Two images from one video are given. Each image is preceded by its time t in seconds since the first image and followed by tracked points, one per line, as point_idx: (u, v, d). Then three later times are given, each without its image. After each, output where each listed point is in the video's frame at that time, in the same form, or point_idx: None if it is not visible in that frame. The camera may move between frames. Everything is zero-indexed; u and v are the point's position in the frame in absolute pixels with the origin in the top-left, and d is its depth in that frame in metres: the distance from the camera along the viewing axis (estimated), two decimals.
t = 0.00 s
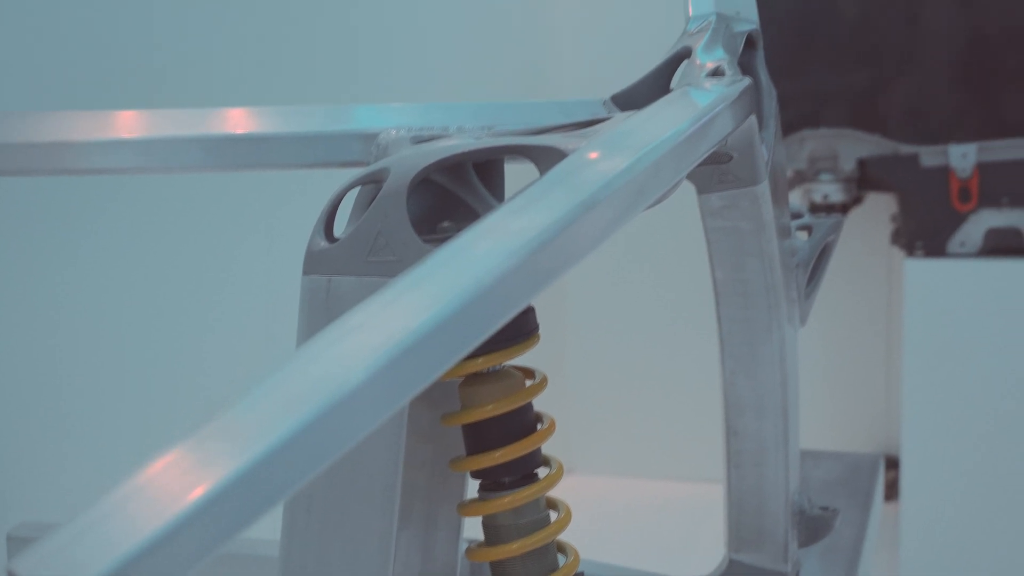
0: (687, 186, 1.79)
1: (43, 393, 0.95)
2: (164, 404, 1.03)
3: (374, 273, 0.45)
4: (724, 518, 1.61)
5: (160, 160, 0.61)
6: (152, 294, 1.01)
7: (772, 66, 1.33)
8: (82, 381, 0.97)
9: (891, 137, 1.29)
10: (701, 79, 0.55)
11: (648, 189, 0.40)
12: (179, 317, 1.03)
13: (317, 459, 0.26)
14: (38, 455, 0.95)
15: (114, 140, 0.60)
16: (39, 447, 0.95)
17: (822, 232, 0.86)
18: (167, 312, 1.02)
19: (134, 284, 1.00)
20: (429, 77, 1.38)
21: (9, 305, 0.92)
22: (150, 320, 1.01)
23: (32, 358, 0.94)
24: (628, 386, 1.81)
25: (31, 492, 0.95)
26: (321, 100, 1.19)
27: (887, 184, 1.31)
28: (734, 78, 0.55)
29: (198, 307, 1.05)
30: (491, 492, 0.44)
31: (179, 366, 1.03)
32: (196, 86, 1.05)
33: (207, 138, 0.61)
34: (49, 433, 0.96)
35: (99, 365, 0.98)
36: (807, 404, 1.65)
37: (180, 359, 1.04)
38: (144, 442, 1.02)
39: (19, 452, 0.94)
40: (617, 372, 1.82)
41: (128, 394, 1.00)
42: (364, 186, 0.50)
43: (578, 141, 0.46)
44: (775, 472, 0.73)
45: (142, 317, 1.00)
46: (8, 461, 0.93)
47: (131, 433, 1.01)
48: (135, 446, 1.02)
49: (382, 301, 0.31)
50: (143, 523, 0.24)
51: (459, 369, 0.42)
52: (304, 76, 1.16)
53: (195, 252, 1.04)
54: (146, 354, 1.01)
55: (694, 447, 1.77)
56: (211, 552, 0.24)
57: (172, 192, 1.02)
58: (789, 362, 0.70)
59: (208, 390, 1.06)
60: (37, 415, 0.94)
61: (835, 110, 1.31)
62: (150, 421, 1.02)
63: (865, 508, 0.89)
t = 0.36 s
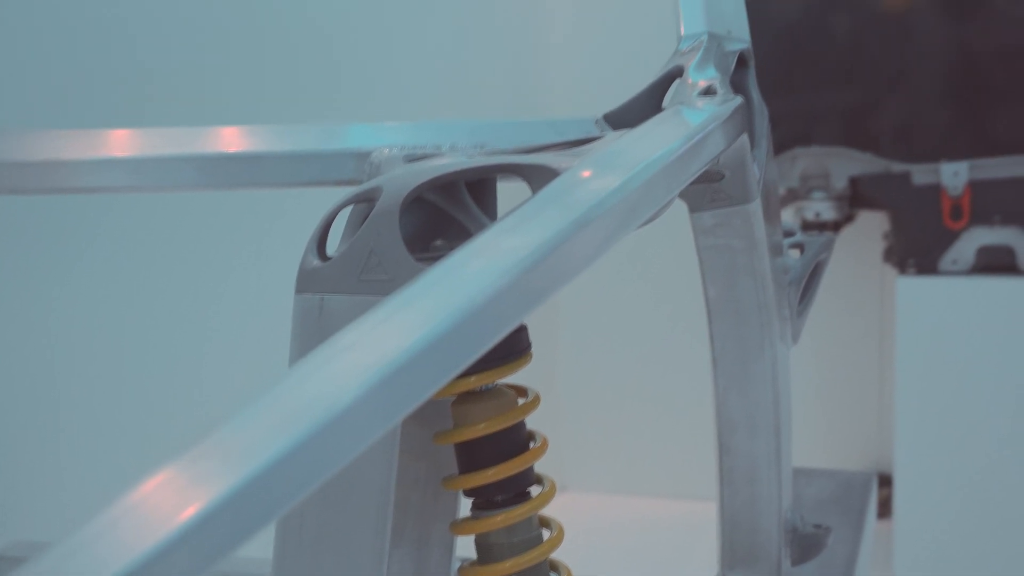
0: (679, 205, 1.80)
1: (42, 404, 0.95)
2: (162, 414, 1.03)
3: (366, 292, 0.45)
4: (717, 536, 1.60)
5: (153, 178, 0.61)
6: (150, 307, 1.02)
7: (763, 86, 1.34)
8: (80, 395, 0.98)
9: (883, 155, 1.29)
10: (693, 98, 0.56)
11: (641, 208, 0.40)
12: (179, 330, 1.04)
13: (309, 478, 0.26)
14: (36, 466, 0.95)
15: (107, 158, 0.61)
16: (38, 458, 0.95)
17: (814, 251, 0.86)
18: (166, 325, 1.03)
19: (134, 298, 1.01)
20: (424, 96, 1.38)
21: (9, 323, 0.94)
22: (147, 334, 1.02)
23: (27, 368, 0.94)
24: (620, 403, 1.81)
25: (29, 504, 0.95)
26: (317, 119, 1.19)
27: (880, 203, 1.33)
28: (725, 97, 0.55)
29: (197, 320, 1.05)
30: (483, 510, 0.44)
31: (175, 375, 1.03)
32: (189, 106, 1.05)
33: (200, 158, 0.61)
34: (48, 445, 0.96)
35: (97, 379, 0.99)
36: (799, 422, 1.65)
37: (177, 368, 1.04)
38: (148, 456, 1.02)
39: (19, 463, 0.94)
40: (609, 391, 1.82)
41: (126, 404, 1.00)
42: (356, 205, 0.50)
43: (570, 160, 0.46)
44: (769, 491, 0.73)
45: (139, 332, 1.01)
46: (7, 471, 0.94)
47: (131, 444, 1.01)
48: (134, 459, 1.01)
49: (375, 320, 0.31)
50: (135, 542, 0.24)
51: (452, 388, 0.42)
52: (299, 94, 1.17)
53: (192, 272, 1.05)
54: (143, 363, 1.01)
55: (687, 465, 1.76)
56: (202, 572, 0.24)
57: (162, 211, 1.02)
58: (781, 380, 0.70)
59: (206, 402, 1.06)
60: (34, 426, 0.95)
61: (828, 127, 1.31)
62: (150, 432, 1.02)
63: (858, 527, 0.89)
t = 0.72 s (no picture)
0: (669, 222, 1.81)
1: (44, 414, 0.94)
2: (163, 418, 1.03)
3: (358, 310, 0.45)
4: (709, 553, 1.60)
5: (145, 196, 0.61)
6: (152, 314, 1.02)
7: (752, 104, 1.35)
8: (82, 407, 0.97)
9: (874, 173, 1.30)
10: (684, 117, 0.56)
11: (632, 226, 0.40)
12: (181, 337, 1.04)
13: (297, 497, 0.26)
14: (40, 475, 0.94)
15: (98, 176, 0.61)
16: (41, 469, 0.94)
17: (805, 268, 0.87)
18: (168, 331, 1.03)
19: (134, 305, 1.00)
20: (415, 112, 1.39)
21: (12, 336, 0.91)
22: (149, 341, 1.02)
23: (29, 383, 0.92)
24: (612, 420, 1.81)
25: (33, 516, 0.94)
26: (309, 135, 1.19)
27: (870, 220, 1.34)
28: (716, 115, 0.56)
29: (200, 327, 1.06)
30: (474, 529, 0.44)
31: (174, 377, 1.04)
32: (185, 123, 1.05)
33: (190, 175, 0.61)
34: (50, 455, 0.95)
35: (99, 389, 0.98)
36: (791, 438, 1.65)
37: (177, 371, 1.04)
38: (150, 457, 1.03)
39: (21, 473, 0.92)
40: (601, 408, 1.82)
41: (127, 409, 1.00)
42: (347, 224, 0.50)
43: (561, 178, 0.46)
44: (760, 507, 0.73)
45: (140, 339, 1.01)
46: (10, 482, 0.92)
47: (135, 452, 1.01)
48: (138, 464, 1.01)
49: (366, 338, 0.31)
50: (125, 561, 0.24)
51: (442, 407, 0.42)
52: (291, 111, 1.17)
53: (186, 290, 1.05)
54: (144, 370, 1.01)
55: (679, 482, 1.76)
56: None
57: (156, 228, 1.02)
58: (772, 398, 0.70)
59: (198, 415, 1.06)
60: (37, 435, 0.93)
61: (818, 147, 1.33)
62: (153, 437, 1.02)
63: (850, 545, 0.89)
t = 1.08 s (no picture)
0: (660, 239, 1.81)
1: (42, 428, 0.92)
2: (162, 432, 1.04)
3: (349, 326, 0.45)
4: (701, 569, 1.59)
5: (136, 213, 0.61)
6: (150, 329, 1.02)
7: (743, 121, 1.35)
8: (80, 422, 0.96)
9: (864, 187, 1.31)
10: (674, 134, 0.56)
11: (622, 243, 0.40)
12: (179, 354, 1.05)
13: (287, 514, 0.26)
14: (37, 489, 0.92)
15: (89, 193, 0.61)
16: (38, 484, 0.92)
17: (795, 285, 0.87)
18: (166, 347, 1.04)
19: (131, 320, 1.01)
20: (406, 129, 1.40)
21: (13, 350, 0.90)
22: (147, 356, 1.02)
23: (28, 397, 0.91)
24: (604, 437, 1.81)
25: (32, 531, 0.92)
26: (300, 153, 1.20)
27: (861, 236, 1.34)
28: (706, 133, 0.56)
29: (193, 342, 1.07)
30: (465, 545, 0.44)
31: (173, 392, 1.05)
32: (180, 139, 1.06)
33: (181, 192, 0.61)
34: (45, 471, 0.93)
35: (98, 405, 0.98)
36: (782, 454, 1.66)
37: (175, 384, 1.05)
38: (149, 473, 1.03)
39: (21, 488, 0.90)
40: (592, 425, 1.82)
41: (127, 425, 1.00)
42: (338, 241, 0.50)
43: (551, 195, 0.46)
44: (751, 523, 0.73)
45: (138, 354, 1.02)
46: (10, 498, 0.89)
47: (128, 468, 1.00)
48: (134, 480, 1.01)
49: (356, 355, 0.31)
50: None
51: (433, 423, 0.42)
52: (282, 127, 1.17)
53: (179, 307, 1.05)
54: (141, 385, 1.02)
55: (671, 499, 1.76)
56: None
57: (149, 245, 1.02)
58: (763, 414, 0.70)
59: (190, 431, 1.06)
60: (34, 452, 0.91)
61: (810, 163, 1.33)
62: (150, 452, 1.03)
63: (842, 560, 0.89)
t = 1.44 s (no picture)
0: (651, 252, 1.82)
1: (35, 429, 0.92)
2: (157, 441, 1.03)
3: (340, 339, 0.45)
4: None
5: (126, 226, 0.61)
6: (145, 339, 1.02)
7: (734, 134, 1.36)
8: (77, 428, 0.96)
9: (853, 202, 1.31)
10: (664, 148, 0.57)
11: (613, 256, 0.41)
12: (173, 364, 1.05)
13: (277, 529, 0.26)
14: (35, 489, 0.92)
15: (81, 207, 0.61)
16: (36, 483, 0.92)
17: (785, 299, 0.88)
18: (161, 355, 1.04)
19: (128, 330, 1.01)
20: (398, 143, 1.40)
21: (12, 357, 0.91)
22: (142, 366, 1.02)
23: (25, 403, 0.92)
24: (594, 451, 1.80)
25: (31, 530, 0.92)
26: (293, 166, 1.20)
27: (853, 250, 1.33)
28: (696, 147, 0.57)
29: (188, 355, 1.07)
30: (456, 559, 0.44)
31: (171, 401, 1.05)
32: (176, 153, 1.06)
33: (170, 207, 0.61)
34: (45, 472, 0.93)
35: (95, 412, 0.98)
36: (773, 467, 1.66)
37: (170, 394, 1.05)
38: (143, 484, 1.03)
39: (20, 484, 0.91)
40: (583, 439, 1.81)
41: (123, 435, 1.00)
42: (329, 254, 0.50)
43: (540, 209, 0.47)
44: (741, 536, 0.73)
45: (136, 365, 1.02)
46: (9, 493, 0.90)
47: (120, 480, 1.00)
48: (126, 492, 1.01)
49: (347, 370, 0.31)
50: None
51: (424, 437, 0.42)
52: (275, 141, 1.17)
53: (173, 319, 1.05)
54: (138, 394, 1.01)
55: (662, 513, 1.76)
56: None
57: (143, 257, 1.02)
58: (753, 428, 0.71)
59: (182, 443, 1.06)
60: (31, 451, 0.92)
61: (799, 176, 1.33)
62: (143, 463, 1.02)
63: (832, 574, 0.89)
